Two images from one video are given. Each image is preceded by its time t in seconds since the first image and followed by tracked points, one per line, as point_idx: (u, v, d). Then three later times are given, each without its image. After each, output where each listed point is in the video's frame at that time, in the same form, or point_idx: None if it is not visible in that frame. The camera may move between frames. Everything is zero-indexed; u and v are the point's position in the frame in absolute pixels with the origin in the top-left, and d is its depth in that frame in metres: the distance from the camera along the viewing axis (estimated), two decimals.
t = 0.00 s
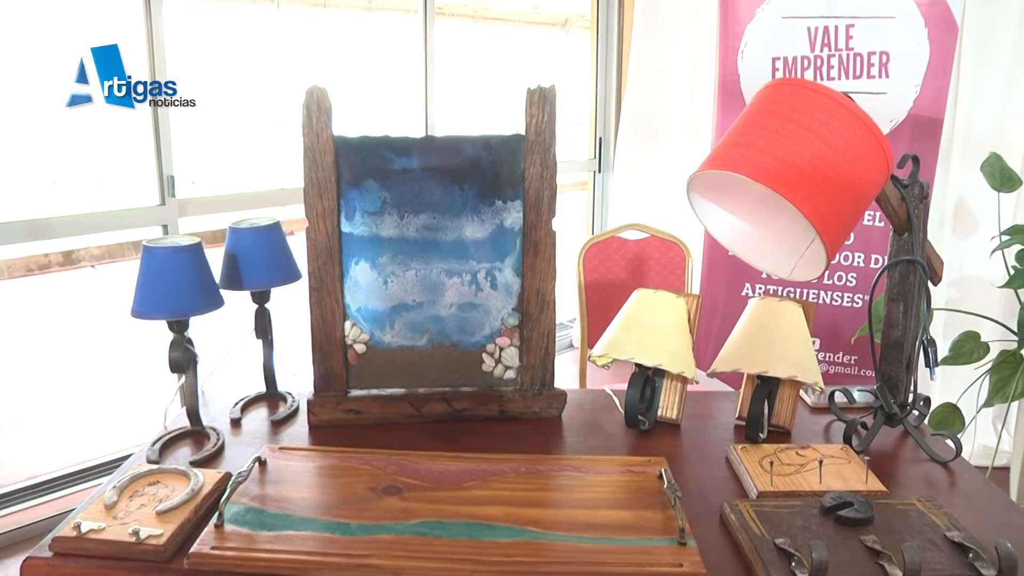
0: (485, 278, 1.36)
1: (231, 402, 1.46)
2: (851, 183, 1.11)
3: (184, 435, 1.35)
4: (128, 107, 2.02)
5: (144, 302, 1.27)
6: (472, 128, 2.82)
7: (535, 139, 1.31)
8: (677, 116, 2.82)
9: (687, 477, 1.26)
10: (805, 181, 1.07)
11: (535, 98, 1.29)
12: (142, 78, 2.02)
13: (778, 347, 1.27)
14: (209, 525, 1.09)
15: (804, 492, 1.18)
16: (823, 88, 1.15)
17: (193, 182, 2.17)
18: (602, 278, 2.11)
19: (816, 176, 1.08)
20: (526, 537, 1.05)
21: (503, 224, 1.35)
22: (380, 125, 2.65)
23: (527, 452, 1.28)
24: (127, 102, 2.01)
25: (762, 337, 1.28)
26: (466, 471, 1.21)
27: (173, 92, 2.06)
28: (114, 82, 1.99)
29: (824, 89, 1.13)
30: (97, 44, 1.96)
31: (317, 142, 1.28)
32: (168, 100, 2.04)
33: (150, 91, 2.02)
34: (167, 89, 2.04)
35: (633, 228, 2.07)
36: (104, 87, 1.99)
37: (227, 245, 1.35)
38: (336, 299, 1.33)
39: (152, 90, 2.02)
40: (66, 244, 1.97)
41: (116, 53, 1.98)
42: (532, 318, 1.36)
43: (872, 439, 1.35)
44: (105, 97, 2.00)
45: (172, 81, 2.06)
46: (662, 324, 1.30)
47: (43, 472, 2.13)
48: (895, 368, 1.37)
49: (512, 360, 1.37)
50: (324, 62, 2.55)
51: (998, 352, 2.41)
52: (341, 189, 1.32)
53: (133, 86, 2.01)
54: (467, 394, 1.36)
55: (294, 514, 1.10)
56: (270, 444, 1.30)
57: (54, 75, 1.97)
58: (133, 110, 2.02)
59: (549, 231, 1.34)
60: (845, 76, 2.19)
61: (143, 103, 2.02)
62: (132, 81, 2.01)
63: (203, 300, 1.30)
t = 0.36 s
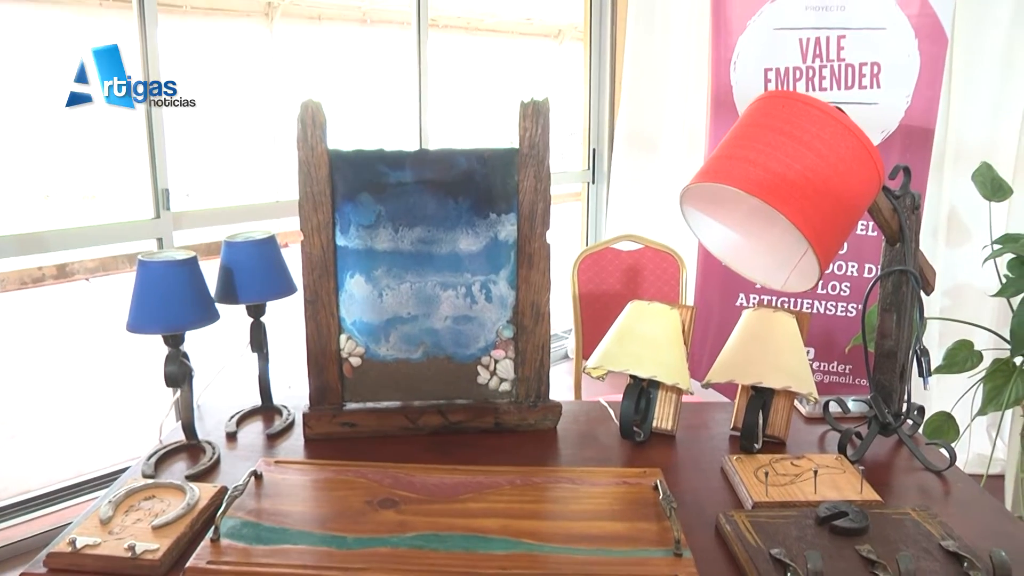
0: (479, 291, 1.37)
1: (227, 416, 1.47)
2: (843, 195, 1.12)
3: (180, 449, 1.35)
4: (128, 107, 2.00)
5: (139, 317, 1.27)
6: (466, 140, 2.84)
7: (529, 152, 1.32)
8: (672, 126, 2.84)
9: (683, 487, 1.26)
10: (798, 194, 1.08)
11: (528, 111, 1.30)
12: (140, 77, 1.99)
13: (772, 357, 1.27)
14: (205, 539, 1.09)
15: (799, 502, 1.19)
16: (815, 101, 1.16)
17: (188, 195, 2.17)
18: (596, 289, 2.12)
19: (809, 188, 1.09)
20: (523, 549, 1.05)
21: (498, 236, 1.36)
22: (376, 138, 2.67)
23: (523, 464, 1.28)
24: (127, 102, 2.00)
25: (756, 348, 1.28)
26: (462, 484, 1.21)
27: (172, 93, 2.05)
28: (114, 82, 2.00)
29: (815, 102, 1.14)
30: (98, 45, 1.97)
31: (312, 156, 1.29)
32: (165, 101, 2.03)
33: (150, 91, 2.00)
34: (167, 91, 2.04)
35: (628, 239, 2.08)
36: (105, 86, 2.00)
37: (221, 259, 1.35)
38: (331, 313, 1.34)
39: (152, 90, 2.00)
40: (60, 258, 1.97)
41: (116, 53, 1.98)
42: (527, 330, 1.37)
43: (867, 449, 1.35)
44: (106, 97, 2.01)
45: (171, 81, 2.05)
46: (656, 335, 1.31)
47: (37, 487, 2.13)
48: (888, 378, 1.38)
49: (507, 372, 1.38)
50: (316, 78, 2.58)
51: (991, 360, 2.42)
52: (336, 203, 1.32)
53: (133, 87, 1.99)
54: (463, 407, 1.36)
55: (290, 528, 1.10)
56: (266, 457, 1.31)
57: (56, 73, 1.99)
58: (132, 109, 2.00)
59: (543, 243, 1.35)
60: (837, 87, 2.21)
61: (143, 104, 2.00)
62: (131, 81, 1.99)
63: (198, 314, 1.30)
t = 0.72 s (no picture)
0: (470, 301, 1.38)
1: (219, 429, 1.47)
2: (830, 204, 1.12)
3: (173, 462, 1.35)
4: (128, 106, 1.99)
5: (131, 330, 1.28)
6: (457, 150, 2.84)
7: (518, 164, 1.33)
8: (662, 135, 2.86)
9: (675, 495, 1.27)
10: (786, 204, 1.08)
11: (518, 123, 1.31)
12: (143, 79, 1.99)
13: (762, 365, 1.28)
14: (198, 552, 1.09)
15: (790, 508, 1.20)
16: (801, 111, 1.17)
17: (179, 207, 2.16)
18: (587, 298, 2.13)
19: (797, 198, 1.09)
20: (515, 558, 1.05)
21: (488, 247, 1.37)
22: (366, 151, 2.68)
23: (514, 474, 1.29)
24: (127, 102, 1.99)
25: (745, 355, 1.29)
26: (454, 493, 1.22)
27: (174, 92, 2.10)
28: (114, 81, 1.98)
29: (801, 112, 1.14)
30: (99, 44, 1.97)
31: (303, 169, 1.29)
32: (170, 100, 2.09)
33: (151, 92, 2.02)
34: (168, 90, 2.08)
35: (618, 247, 2.09)
36: (105, 86, 1.99)
37: (213, 272, 1.36)
38: (323, 324, 1.34)
39: (152, 90, 2.02)
40: (52, 271, 1.97)
41: (117, 53, 1.98)
42: (518, 340, 1.38)
43: (857, 454, 1.36)
44: (106, 97, 1.99)
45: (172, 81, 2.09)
46: (647, 344, 1.31)
47: (28, 501, 2.12)
48: (877, 384, 1.39)
49: (498, 382, 1.39)
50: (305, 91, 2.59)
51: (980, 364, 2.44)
52: (326, 215, 1.33)
53: (133, 87, 1.98)
54: (454, 417, 1.37)
55: (283, 540, 1.10)
56: (259, 469, 1.31)
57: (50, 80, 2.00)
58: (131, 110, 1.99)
59: (533, 254, 1.36)
60: (825, 95, 2.23)
61: (144, 103, 2.00)
62: (132, 81, 1.99)
63: (190, 327, 1.31)
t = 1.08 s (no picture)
0: (463, 303, 1.38)
1: (213, 433, 1.47)
2: (819, 203, 1.13)
3: (167, 466, 1.35)
4: (129, 106, 2.04)
5: (124, 335, 1.28)
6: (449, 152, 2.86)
7: (509, 165, 1.34)
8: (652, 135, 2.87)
9: (668, 493, 1.27)
10: (775, 203, 1.09)
11: (508, 124, 1.32)
12: (143, 78, 2.07)
13: (754, 363, 1.29)
14: (193, 555, 1.09)
15: (783, 505, 1.20)
16: (789, 111, 1.18)
17: (170, 211, 2.18)
18: (580, 298, 2.14)
19: (786, 197, 1.10)
20: (510, 557, 1.06)
21: (480, 249, 1.37)
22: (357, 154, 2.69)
23: (508, 474, 1.29)
24: (128, 101, 2.04)
25: (737, 354, 1.30)
26: (449, 494, 1.22)
27: (174, 91, 2.17)
28: (114, 81, 2.02)
29: (790, 112, 1.15)
30: (98, 44, 2.00)
31: (295, 172, 1.29)
32: (169, 100, 2.16)
33: (150, 91, 2.10)
34: (168, 90, 2.15)
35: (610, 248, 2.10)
36: (105, 87, 2.02)
37: (206, 275, 1.36)
38: (316, 327, 1.34)
39: (152, 90, 2.10)
40: (44, 276, 1.97)
41: (117, 53, 2.01)
42: (511, 340, 1.38)
43: (849, 451, 1.37)
44: (105, 97, 2.02)
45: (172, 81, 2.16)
46: (639, 344, 1.32)
47: (21, 508, 2.12)
48: (869, 381, 1.39)
49: (491, 383, 1.39)
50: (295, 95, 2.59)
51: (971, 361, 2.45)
52: (318, 218, 1.33)
53: (134, 86, 2.05)
54: (448, 418, 1.37)
55: (279, 542, 1.10)
56: (254, 472, 1.31)
57: (42, 86, 2.00)
58: (133, 109, 2.05)
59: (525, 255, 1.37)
60: (815, 94, 2.24)
61: (143, 103, 2.07)
62: (132, 81, 2.05)
63: (183, 330, 1.31)
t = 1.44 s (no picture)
0: (461, 308, 1.38)
1: (213, 437, 1.47)
2: (817, 209, 1.13)
3: (166, 470, 1.36)
4: (129, 106, 2.05)
5: (125, 339, 1.28)
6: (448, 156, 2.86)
7: (508, 170, 1.34)
8: (652, 139, 2.87)
9: (667, 498, 1.27)
10: (773, 209, 1.09)
11: (507, 129, 1.32)
12: (143, 78, 2.08)
13: (752, 369, 1.29)
14: (192, 559, 1.10)
15: (780, 510, 1.20)
16: (787, 116, 1.18)
17: (170, 214, 2.18)
18: (579, 303, 2.14)
19: (784, 203, 1.10)
20: (508, 562, 1.06)
21: (478, 253, 1.37)
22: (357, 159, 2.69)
23: (506, 478, 1.29)
24: (127, 101, 2.04)
25: (735, 360, 1.30)
26: (447, 499, 1.22)
27: (174, 91, 2.18)
28: (113, 81, 2.03)
29: (787, 117, 1.15)
30: (98, 44, 2.01)
31: (294, 177, 1.30)
32: (170, 99, 2.17)
33: (150, 91, 2.11)
34: (168, 90, 2.16)
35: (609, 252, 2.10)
36: (104, 86, 2.02)
37: (205, 280, 1.36)
38: (315, 331, 1.34)
39: (151, 90, 2.11)
40: (43, 280, 1.98)
41: (116, 53, 2.02)
42: (509, 345, 1.38)
43: (847, 455, 1.37)
44: (105, 97, 2.02)
45: (172, 80, 2.17)
46: (637, 349, 1.32)
47: (20, 511, 2.12)
48: (866, 386, 1.39)
49: (490, 388, 1.40)
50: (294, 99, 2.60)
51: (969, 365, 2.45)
52: (317, 223, 1.33)
53: (133, 86, 2.05)
54: (446, 423, 1.38)
55: (277, 547, 1.10)
56: (253, 476, 1.32)
57: (41, 91, 2.00)
58: (133, 109, 2.06)
59: (523, 260, 1.37)
60: (814, 98, 2.24)
61: (143, 102, 2.08)
62: (133, 81, 2.05)
63: (182, 334, 1.31)
